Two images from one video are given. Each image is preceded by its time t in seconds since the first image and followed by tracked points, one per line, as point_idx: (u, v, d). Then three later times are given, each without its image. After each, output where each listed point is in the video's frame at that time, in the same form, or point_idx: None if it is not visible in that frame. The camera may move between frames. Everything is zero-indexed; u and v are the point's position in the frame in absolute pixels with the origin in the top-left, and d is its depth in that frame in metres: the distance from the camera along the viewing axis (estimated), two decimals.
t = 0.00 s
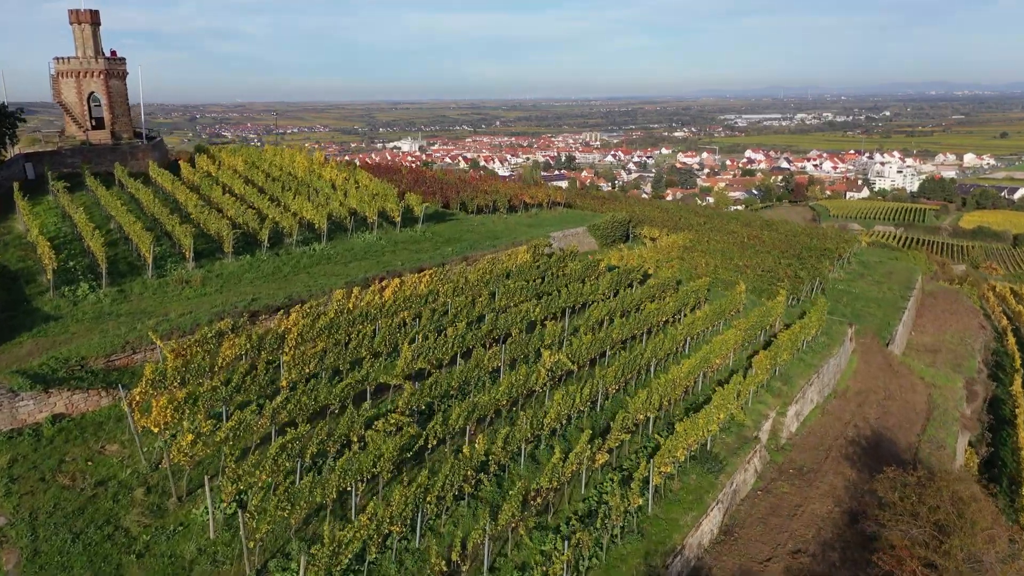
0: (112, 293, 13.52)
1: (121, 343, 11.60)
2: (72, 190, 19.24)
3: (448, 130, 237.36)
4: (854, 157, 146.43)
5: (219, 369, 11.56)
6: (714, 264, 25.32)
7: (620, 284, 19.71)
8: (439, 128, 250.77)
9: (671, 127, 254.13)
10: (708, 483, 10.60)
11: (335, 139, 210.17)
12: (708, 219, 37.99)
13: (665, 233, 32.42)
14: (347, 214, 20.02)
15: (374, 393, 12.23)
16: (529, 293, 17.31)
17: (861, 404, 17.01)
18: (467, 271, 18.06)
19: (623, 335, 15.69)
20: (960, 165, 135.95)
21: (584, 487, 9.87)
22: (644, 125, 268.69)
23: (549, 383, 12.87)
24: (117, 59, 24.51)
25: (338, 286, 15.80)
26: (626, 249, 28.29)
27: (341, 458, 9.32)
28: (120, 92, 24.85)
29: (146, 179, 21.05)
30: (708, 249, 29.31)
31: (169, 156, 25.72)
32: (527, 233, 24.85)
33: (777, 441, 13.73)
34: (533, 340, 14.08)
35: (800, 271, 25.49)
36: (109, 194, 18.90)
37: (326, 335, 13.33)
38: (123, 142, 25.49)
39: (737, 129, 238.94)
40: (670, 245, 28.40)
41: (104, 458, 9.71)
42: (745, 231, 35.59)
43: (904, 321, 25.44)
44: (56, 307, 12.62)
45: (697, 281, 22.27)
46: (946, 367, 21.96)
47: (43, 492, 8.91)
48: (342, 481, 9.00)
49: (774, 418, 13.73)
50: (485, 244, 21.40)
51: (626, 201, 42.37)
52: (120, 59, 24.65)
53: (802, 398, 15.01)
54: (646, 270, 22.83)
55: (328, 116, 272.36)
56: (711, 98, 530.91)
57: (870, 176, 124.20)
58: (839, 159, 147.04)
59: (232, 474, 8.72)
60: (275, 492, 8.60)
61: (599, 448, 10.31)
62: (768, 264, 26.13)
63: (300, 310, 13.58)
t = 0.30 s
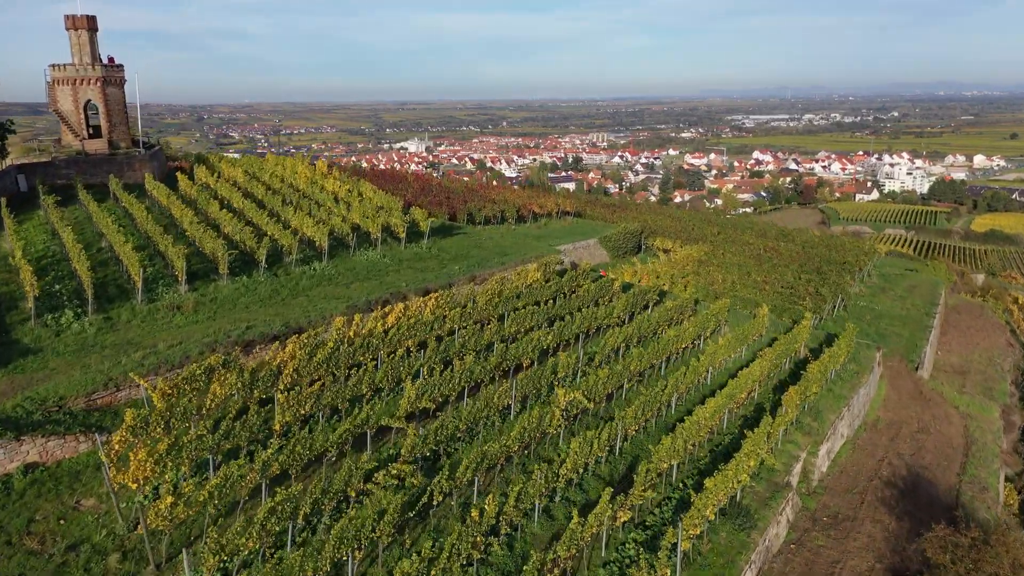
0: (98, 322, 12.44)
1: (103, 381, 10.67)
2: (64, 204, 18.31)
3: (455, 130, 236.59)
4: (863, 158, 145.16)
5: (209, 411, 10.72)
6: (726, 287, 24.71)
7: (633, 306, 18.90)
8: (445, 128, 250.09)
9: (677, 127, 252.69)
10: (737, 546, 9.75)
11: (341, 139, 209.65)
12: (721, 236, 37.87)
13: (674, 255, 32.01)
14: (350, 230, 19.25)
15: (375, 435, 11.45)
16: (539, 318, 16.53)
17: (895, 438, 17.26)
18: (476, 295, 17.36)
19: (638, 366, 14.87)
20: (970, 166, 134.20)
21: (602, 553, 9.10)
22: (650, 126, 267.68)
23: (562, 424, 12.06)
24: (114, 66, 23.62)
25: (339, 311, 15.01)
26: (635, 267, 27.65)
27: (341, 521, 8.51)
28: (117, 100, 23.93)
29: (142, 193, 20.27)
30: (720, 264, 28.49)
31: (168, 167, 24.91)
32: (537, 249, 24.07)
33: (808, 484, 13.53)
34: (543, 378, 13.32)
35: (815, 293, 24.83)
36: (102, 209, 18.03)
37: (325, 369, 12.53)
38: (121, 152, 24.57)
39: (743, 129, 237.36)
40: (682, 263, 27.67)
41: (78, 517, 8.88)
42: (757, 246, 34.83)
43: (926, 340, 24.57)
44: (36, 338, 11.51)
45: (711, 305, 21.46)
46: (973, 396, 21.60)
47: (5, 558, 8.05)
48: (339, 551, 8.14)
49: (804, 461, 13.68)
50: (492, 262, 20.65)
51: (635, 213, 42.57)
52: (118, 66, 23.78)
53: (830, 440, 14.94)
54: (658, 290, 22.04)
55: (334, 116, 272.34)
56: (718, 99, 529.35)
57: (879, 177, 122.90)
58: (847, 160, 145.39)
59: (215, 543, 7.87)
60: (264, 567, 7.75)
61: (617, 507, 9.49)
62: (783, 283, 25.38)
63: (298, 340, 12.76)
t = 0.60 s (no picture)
0: (99, 349, 11.69)
1: (100, 418, 9.92)
2: (72, 217, 17.74)
3: (473, 130, 236.62)
4: (888, 160, 142.39)
5: (210, 452, 9.98)
6: (750, 315, 24.10)
7: (660, 329, 17.98)
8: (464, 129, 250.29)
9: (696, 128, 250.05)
10: None
11: (361, 139, 210.70)
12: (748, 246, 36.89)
13: (698, 271, 31.12)
14: (365, 247, 18.57)
15: (387, 479, 10.74)
16: (562, 344, 15.69)
17: (941, 477, 16.55)
18: (495, 319, 16.60)
19: (667, 399, 13.99)
20: (998, 168, 130.73)
21: None
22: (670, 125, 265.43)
23: (587, 469, 11.31)
24: (127, 73, 23.07)
25: (352, 336, 14.28)
26: (658, 284, 26.85)
27: None
28: (130, 108, 23.43)
29: (153, 206, 19.74)
30: (747, 280, 27.49)
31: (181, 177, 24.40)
32: (558, 264, 23.25)
33: (853, 531, 13.14)
34: (566, 415, 12.58)
35: (846, 314, 23.86)
36: (110, 224, 17.43)
37: (336, 403, 11.79)
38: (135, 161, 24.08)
39: (764, 130, 234.20)
40: (706, 280, 26.78)
41: None
42: (784, 258, 33.70)
43: (966, 362, 23.35)
44: (32, 368, 10.74)
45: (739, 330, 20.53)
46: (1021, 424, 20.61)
47: None
48: None
49: (850, 502, 13.38)
50: (511, 280, 19.90)
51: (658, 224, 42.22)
52: (131, 73, 23.23)
53: (877, 478, 14.63)
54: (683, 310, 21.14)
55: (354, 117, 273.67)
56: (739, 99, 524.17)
57: (903, 179, 120.04)
58: (870, 162, 142.54)
59: None
60: None
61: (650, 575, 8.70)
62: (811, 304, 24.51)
63: (307, 371, 12.01)
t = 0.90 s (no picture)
0: (109, 376, 11.18)
1: (104, 455, 9.37)
2: (89, 231, 17.50)
3: (498, 130, 236.57)
4: (923, 162, 138.76)
5: (218, 495, 9.37)
6: (785, 335, 23.10)
7: (693, 354, 17.09)
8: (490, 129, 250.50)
9: (724, 129, 246.50)
10: None
11: (389, 136, 213.52)
12: (782, 258, 35.65)
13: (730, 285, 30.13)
14: (386, 263, 18.02)
15: (405, 525, 10.09)
16: (591, 370, 14.87)
17: (997, 518, 15.29)
18: (521, 343, 15.90)
19: (702, 435, 13.14)
20: None
21: None
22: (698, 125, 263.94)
23: (618, 516, 10.51)
24: (150, 82, 22.91)
25: (372, 361, 13.66)
26: (688, 300, 25.98)
27: None
28: (153, 116, 23.25)
29: (173, 220, 19.48)
30: (780, 295, 26.42)
31: (202, 187, 24.19)
32: (585, 279, 22.51)
33: None
34: (595, 455, 11.81)
35: (888, 335, 22.66)
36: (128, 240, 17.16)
37: (353, 438, 11.12)
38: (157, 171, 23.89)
39: (793, 131, 229.91)
40: (739, 297, 25.78)
41: None
42: (820, 271, 32.42)
43: (1018, 387, 21.95)
44: (38, 398, 10.25)
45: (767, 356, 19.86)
46: None
47: None
48: None
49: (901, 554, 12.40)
50: (538, 298, 19.17)
51: (688, 234, 41.36)
52: (154, 82, 23.06)
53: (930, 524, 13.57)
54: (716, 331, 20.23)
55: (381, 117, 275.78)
56: (767, 98, 517.30)
57: (937, 180, 116.38)
58: (904, 164, 138.68)
59: None
60: None
61: None
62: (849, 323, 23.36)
63: (324, 403, 11.38)
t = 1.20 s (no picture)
0: (116, 404, 10.77)
1: (107, 493, 8.91)
2: (107, 245, 17.31)
3: (523, 130, 236.36)
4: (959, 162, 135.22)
5: (223, 539, 8.85)
6: (818, 356, 22.16)
7: (725, 379, 16.25)
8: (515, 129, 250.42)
9: (751, 130, 243.10)
10: None
11: (414, 136, 214.68)
12: (814, 269, 34.50)
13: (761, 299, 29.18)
14: (405, 279, 17.59)
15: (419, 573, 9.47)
16: (618, 399, 14.13)
17: None
18: (543, 367, 15.27)
19: (735, 472, 12.37)
20: None
21: None
22: (724, 126, 262.08)
23: (648, 567, 9.78)
24: (169, 88, 23.49)
25: (389, 387, 13.10)
26: (717, 315, 25.16)
27: None
28: (172, 123, 23.83)
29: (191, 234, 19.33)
30: (815, 310, 25.40)
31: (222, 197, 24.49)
32: (610, 295, 21.88)
33: None
34: (622, 495, 11.13)
35: (928, 356, 21.56)
36: (145, 258, 17.02)
37: (367, 475, 10.54)
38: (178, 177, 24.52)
39: (822, 132, 225.89)
40: (771, 311, 24.80)
41: None
42: (856, 283, 31.21)
43: None
44: (41, 429, 9.86)
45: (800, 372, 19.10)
46: None
47: None
48: None
49: None
50: (563, 316, 18.50)
51: (717, 243, 40.45)
52: (173, 89, 23.65)
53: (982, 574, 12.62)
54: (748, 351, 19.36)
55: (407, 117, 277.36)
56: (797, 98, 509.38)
57: (972, 181, 113.09)
58: (938, 165, 135.03)
59: None
60: None
61: None
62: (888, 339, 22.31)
63: (336, 436, 10.82)
